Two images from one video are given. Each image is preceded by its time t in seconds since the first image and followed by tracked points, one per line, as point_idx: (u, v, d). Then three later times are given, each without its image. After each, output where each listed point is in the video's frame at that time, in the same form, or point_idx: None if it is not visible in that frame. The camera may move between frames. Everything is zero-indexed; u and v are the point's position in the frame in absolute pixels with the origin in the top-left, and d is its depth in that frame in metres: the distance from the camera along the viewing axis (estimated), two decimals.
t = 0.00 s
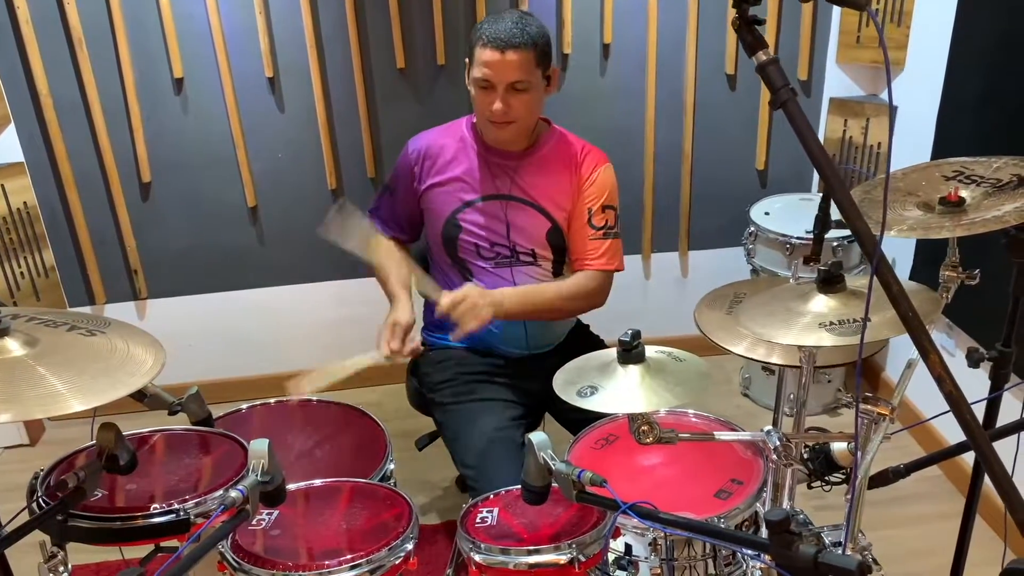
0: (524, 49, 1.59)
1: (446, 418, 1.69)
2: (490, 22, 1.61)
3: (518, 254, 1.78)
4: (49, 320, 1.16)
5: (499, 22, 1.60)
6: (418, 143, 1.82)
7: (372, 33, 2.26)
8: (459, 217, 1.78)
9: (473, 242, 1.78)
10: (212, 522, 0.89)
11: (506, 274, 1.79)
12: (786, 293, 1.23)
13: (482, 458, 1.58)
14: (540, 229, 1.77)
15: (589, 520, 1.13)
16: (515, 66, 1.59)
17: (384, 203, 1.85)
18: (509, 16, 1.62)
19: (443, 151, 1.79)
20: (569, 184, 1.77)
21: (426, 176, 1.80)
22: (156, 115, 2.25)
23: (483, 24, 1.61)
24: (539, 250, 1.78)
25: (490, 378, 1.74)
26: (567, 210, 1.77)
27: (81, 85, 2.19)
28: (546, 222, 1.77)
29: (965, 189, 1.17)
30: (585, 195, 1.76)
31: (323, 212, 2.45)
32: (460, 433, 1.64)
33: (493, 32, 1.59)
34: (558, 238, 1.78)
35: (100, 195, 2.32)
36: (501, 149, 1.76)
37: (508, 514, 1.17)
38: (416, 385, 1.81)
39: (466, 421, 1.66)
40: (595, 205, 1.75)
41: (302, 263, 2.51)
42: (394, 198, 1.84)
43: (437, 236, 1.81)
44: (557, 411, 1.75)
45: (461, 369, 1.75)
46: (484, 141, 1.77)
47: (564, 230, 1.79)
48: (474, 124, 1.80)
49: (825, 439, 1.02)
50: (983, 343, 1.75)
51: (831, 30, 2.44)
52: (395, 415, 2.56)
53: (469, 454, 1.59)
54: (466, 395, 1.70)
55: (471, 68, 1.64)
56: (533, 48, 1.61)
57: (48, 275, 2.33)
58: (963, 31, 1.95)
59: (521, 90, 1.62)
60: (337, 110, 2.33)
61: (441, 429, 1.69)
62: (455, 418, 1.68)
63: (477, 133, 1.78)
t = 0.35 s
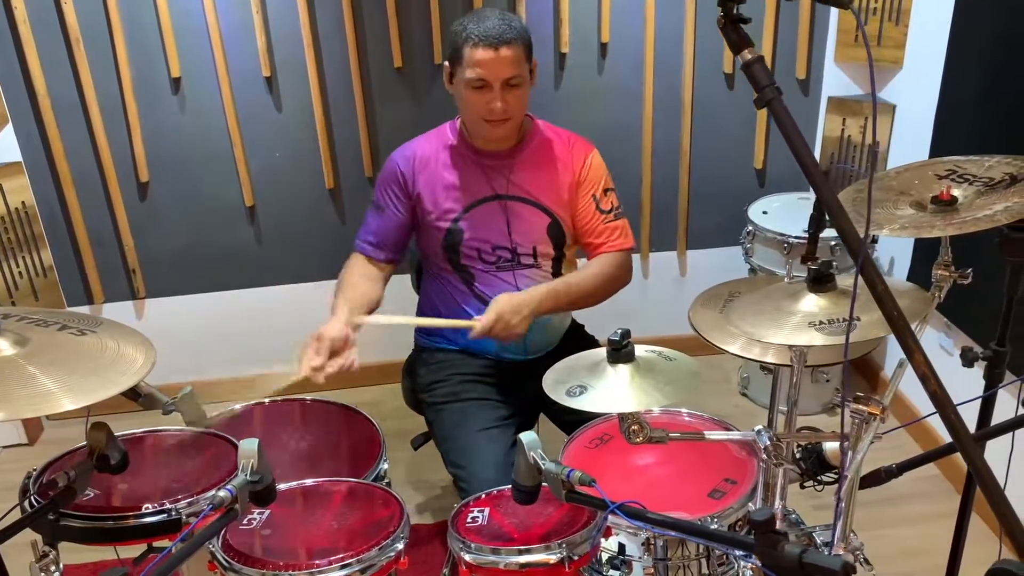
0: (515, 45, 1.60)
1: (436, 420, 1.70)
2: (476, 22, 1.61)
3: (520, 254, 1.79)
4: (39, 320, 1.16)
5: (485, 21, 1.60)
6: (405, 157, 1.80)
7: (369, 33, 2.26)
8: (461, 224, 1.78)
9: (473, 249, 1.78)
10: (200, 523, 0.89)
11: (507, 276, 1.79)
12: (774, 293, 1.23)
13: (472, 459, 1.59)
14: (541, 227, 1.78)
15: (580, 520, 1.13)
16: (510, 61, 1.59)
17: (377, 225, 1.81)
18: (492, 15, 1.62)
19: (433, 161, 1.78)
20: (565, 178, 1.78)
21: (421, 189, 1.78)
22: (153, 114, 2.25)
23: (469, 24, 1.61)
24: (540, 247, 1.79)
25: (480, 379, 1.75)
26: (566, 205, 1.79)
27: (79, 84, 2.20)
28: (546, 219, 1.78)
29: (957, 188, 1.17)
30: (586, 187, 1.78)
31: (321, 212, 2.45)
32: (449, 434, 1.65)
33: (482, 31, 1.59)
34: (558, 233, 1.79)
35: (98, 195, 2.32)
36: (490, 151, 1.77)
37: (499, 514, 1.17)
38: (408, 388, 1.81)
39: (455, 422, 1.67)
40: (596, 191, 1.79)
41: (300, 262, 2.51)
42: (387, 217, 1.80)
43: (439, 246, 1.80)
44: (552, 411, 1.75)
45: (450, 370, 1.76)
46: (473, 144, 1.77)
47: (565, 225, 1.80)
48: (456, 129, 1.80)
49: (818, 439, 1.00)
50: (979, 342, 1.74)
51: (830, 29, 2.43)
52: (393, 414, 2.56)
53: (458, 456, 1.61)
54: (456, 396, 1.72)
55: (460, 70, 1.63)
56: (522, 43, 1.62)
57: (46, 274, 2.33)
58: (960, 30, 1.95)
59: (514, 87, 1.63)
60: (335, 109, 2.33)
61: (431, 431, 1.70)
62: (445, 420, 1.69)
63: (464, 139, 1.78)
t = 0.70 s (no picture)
0: (522, 50, 1.61)
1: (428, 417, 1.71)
2: (478, 27, 1.60)
3: (524, 255, 1.81)
4: (24, 321, 1.16)
5: (491, 26, 1.59)
6: (406, 167, 1.76)
7: (364, 34, 2.26)
8: (470, 232, 1.77)
9: (482, 255, 1.78)
10: (183, 523, 0.89)
11: (511, 278, 1.81)
12: (761, 294, 1.23)
13: (465, 455, 1.60)
14: (543, 226, 1.82)
15: (566, 522, 1.13)
16: (519, 65, 1.60)
17: (382, 240, 1.75)
18: (496, 21, 1.62)
19: (437, 168, 1.76)
20: (563, 174, 1.84)
21: (429, 198, 1.75)
22: (149, 115, 2.25)
23: (474, 31, 1.59)
24: (545, 246, 1.82)
25: (473, 376, 1.76)
26: (565, 201, 1.85)
27: (74, 84, 2.20)
28: (547, 217, 1.82)
29: (945, 189, 1.17)
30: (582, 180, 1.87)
31: (317, 214, 2.45)
32: (442, 430, 1.66)
33: (491, 37, 1.58)
34: (558, 230, 1.84)
35: (93, 195, 2.32)
36: (490, 156, 1.77)
37: (487, 516, 1.17)
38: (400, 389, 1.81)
39: (448, 419, 1.68)
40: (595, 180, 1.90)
41: (295, 263, 2.51)
42: (395, 231, 1.74)
43: (446, 255, 1.79)
44: (544, 412, 1.75)
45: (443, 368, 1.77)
46: (473, 151, 1.76)
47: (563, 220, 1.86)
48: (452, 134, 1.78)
49: (805, 440, 0.97)
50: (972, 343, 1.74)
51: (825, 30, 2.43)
52: (388, 415, 2.56)
53: (451, 451, 1.61)
54: (449, 392, 1.73)
55: (469, 77, 1.61)
56: (526, 48, 1.63)
57: (42, 275, 2.34)
58: (954, 31, 1.95)
59: (522, 91, 1.64)
60: (331, 110, 2.33)
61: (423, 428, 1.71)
62: (437, 416, 1.70)
63: (462, 145, 1.76)
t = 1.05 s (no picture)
0: (525, 46, 1.62)
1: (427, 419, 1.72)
2: (480, 26, 1.60)
3: (527, 253, 1.82)
4: (10, 321, 1.16)
5: (493, 24, 1.59)
6: (408, 175, 1.74)
7: (360, 36, 2.27)
8: (474, 232, 1.78)
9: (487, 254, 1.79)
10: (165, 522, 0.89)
11: (515, 276, 1.82)
12: (746, 295, 1.23)
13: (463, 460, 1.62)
14: (545, 222, 1.83)
15: (554, 524, 1.13)
16: (524, 61, 1.61)
17: (389, 250, 1.70)
18: (496, 20, 1.61)
19: (437, 173, 1.75)
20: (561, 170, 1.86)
21: (432, 203, 1.74)
22: (144, 117, 2.26)
23: (478, 29, 1.59)
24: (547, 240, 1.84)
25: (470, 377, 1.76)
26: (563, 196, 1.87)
27: (70, 86, 2.20)
28: (549, 213, 1.83)
29: (932, 189, 1.17)
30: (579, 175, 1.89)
31: (312, 215, 2.45)
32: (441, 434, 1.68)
33: (497, 35, 1.58)
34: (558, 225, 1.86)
35: (89, 196, 2.33)
36: (491, 155, 1.77)
37: (475, 517, 1.17)
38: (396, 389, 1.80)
39: (447, 422, 1.69)
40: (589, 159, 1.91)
41: (291, 264, 2.51)
42: (404, 238, 1.71)
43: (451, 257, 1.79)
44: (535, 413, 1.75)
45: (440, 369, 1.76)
46: (472, 153, 1.76)
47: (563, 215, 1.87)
48: (449, 138, 1.77)
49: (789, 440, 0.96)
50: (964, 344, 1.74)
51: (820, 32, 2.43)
52: (384, 416, 2.56)
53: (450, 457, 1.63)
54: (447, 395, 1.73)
55: (475, 75, 1.60)
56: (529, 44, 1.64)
57: (37, 276, 2.34)
58: (947, 33, 1.95)
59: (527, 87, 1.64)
60: (326, 112, 2.34)
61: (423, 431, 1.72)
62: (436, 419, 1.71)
63: (461, 147, 1.76)
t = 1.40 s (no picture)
0: (520, 54, 1.61)
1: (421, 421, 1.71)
2: (473, 32, 1.60)
3: (521, 258, 1.82)
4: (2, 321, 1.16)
5: (487, 31, 1.59)
6: (406, 176, 1.74)
7: (357, 38, 2.27)
8: (468, 236, 1.78)
9: (481, 259, 1.80)
10: (151, 521, 0.90)
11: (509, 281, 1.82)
12: (735, 296, 1.23)
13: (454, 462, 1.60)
14: (540, 228, 1.83)
15: (542, 524, 1.13)
16: (518, 69, 1.61)
17: (386, 251, 1.71)
18: (491, 26, 1.61)
19: (435, 175, 1.75)
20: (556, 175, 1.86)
21: (429, 206, 1.75)
22: (141, 118, 2.26)
23: (471, 36, 1.59)
24: (542, 246, 1.84)
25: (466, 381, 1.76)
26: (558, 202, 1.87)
27: (67, 87, 2.20)
28: (544, 219, 1.83)
29: (920, 190, 1.17)
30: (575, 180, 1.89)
31: (309, 216, 2.46)
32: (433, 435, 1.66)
33: (489, 43, 1.58)
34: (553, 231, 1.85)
35: (87, 198, 2.33)
36: (487, 160, 1.77)
37: (463, 516, 1.18)
38: (392, 389, 1.80)
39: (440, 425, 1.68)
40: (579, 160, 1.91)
41: (288, 266, 2.51)
42: (399, 240, 1.72)
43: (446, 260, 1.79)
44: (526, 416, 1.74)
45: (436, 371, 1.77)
46: (470, 157, 1.76)
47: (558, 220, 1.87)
48: (447, 139, 1.78)
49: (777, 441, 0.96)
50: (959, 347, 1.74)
51: (818, 34, 2.43)
52: (381, 418, 2.57)
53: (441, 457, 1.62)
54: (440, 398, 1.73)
55: (469, 83, 1.60)
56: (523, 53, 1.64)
57: (35, 277, 2.34)
58: (943, 36, 1.95)
59: (520, 95, 1.64)
60: (323, 113, 2.34)
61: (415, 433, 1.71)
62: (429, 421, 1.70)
63: (458, 149, 1.76)
